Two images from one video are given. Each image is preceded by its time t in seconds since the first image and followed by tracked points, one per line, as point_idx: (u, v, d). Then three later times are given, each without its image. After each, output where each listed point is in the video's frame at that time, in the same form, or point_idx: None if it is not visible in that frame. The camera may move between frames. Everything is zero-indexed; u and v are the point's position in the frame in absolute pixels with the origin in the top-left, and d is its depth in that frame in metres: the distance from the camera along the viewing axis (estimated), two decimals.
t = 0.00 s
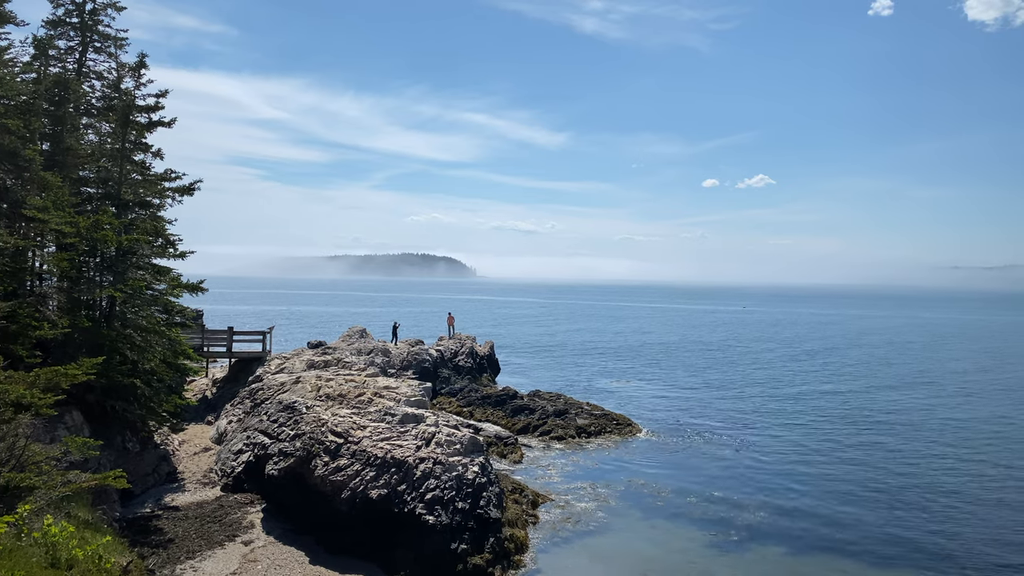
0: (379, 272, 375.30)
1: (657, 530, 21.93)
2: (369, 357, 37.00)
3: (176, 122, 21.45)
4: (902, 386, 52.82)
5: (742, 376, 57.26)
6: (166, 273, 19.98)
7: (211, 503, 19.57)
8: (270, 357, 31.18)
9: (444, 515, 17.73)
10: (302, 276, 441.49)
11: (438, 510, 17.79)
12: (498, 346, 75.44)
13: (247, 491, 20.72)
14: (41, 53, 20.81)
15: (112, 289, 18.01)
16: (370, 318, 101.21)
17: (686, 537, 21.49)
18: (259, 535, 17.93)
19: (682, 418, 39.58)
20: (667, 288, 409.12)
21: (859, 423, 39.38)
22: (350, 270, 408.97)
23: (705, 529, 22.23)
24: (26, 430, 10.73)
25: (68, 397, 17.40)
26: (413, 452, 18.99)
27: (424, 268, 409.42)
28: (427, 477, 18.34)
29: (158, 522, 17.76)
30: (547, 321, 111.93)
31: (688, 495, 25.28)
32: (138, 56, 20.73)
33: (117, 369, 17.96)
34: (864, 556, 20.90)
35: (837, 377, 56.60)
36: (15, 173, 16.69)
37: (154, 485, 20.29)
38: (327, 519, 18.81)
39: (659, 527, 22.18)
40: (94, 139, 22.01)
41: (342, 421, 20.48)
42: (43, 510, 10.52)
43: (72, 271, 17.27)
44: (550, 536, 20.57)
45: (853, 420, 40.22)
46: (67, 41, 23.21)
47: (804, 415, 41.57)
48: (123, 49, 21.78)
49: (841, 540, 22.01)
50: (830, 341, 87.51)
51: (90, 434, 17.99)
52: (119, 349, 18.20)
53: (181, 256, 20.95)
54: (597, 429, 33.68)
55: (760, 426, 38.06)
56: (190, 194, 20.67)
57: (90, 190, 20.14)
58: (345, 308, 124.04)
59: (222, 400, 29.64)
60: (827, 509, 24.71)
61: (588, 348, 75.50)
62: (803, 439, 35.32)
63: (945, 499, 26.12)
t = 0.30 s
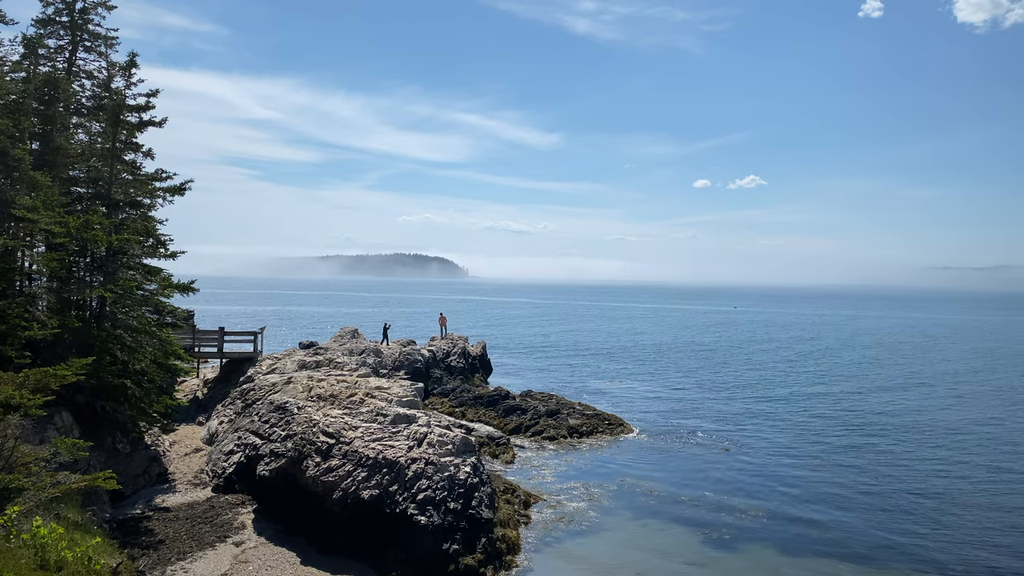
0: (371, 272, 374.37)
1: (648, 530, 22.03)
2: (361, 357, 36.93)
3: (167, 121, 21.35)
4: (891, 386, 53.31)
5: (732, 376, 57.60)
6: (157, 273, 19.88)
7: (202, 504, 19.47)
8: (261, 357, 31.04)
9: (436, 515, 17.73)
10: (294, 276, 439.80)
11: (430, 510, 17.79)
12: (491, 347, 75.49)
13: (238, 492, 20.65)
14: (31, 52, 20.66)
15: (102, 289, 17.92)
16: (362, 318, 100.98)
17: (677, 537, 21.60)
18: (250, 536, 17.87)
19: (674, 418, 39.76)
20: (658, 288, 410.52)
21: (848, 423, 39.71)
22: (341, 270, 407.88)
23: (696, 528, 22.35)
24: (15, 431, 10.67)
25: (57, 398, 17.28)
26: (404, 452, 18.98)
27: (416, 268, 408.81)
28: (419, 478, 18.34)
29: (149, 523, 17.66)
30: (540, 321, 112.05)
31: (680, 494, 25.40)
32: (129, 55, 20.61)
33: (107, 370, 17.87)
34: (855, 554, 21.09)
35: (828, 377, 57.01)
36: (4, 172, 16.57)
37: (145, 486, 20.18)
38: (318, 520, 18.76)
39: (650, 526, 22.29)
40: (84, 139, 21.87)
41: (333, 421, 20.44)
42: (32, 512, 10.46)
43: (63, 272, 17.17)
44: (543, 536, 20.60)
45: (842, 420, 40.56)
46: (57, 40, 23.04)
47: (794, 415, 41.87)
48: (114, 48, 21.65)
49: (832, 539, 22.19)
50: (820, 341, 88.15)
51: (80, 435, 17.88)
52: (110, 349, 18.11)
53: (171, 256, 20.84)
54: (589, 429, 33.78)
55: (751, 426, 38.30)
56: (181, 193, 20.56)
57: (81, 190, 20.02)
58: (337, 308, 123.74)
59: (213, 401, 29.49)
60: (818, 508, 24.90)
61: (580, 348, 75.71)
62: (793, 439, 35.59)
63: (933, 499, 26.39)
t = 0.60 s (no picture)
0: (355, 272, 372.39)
1: (632, 528, 22.19)
2: (345, 357, 36.75)
3: (148, 120, 21.10)
4: (873, 385, 54.00)
5: (716, 375, 58.11)
6: (138, 273, 19.66)
7: (184, 505, 19.29)
8: (245, 358, 30.76)
9: (421, 515, 17.73)
10: (277, 276, 436.13)
11: (414, 511, 17.78)
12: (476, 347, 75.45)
13: (221, 494, 20.47)
14: (9, 49, 20.32)
15: (82, 289, 17.69)
16: (346, 318, 100.38)
17: (661, 535, 21.78)
18: (233, 537, 17.75)
19: (657, 417, 40.05)
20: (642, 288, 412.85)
21: (830, 422, 40.18)
22: (325, 270, 405.20)
23: (680, 527, 22.56)
24: None
25: (36, 399, 17.05)
26: (388, 453, 18.94)
27: (401, 268, 407.20)
28: (403, 478, 18.32)
29: (130, 525, 17.47)
30: (525, 321, 112.15)
31: (664, 493, 25.60)
32: (109, 53, 20.35)
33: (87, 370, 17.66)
34: (835, 553, 21.37)
35: (809, 377, 57.75)
36: None
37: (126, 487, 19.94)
38: (303, 521, 18.69)
39: (634, 525, 22.45)
40: (64, 137, 21.59)
41: (317, 422, 20.34)
42: (10, 515, 10.30)
43: (42, 271, 16.95)
44: (528, 535, 20.69)
45: (824, 419, 41.02)
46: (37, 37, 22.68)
47: (775, 414, 42.38)
48: (94, 46, 21.36)
49: (813, 537, 22.47)
50: (802, 341, 89.19)
51: (60, 436, 17.66)
52: (90, 349, 17.89)
53: (153, 256, 20.61)
54: (573, 428, 33.93)
55: (734, 426, 38.69)
56: (163, 192, 20.34)
57: (60, 189, 19.75)
58: (321, 308, 122.80)
59: (196, 401, 29.20)
60: (799, 507, 25.19)
61: (565, 348, 75.95)
62: (774, 438, 36.03)
63: (910, 497, 26.86)
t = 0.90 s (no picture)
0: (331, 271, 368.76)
1: (608, 526, 22.40)
2: (321, 357, 36.43)
3: (121, 116, 20.74)
4: (844, 383, 55.06)
5: (691, 374, 58.73)
6: (110, 271, 19.33)
7: (157, 507, 19.00)
8: (219, 357, 30.35)
9: (397, 515, 17.72)
10: (251, 275, 430.06)
11: (391, 511, 17.76)
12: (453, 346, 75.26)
13: (195, 495, 20.19)
14: None
15: (52, 288, 17.36)
16: (322, 317, 99.31)
17: (636, 533, 22.03)
18: (207, 539, 17.54)
19: (633, 416, 40.39)
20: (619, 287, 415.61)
21: (803, 420, 40.87)
22: (301, 268, 400.55)
23: (655, 524, 22.83)
24: None
25: (4, 400, 16.68)
26: (365, 453, 18.88)
27: (377, 267, 404.33)
28: (379, 478, 18.28)
29: (101, 527, 17.19)
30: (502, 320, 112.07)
31: (641, 491, 25.86)
32: (81, 48, 19.95)
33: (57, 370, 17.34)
34: (807, 548, 21.80)
35: (782, 375, 58.71)
36: None
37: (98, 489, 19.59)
38: (278, 521, 18.55)
39: (610, 523, 22.66)
40: (33, 133, 21.14)
41: (293, 422, 20.18)
42: None
43: (10, 270, 16.59)
44: (506, 534, 20.79)
45: (797, 417, 41.73)
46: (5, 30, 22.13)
47: (749, 412, 43.01)
48: (65, 41, 20.92)
49: (786, 534, 22.86)
50: (775, 340, 90.57)
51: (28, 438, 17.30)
52: (60, 349, 17.55)
53: (126, 254, 20.28)
54: (550, 427, 34.11)
55: (708, 424, 39.21)
56: (136, 189, 20.02)
57: (29, 186, 19.33)
58: (296, 307, 121.26)
59: (169, 401, 28.72)
60: (773, 504, 25.58)
61: (542, 347, 76.13)
62: (748, 436, 36.59)
63: (878, 493, 27.51)
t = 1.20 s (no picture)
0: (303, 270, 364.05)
1: (582, 523, 22.59)
2: (292, 356, 35.98)
3: (87, 112, 20.26)
4: (812, 381, 56.15)
5: (664, 373, 59.36)
6: (75, 270, 18.90)
7: (125, 509, 18.66)
8: (188, 357, 29.83)
9: (370, 515, 17.69)
10: (220, 274, 422.32)
11: (364, 511, 17.71)
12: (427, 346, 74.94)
13: (164, 497, 19.86)
14: None
15: (16, 288, 16.91)
16: (294, 317, 97.99)
17: (609, 530, 22.24)
18: (176, 541, 17.29)
19: (606, 414, 40.73)
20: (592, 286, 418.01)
21: (772, 418, 41.60)
22: (271, 267, 394.57)
23: (628, 521, 23.08)
24: None
25: None
26: (337, 453, 18.78)
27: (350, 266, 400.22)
28: (352, 478, 18.20)
29: (67, 530, 16.85)
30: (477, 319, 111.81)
31: (613, 489, 26.13)
32: (45, 43, 19.43)
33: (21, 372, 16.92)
34: (775, 543, 22.26)
35: (752, 373, 59.70)
36: None
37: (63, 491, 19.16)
38: (250, 523, 18.37)
39: (584, 520, 22.86)
40: None
41: (264, 422, 19.95)
42: None
43: None
44: (479, 533, 20.85)
45: (766, 415, 42.51)
46: None
47: (719, 410, 43.66)
48: (28, 35, 20.36)
49: (755, 530, 23.29)
50: (746, 338, 91.99)
51: None
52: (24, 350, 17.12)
53: (93, 253, 19.85)
54: (524, 426, 34.25)
55: (679, 422, 39.71)
56: (103, 187, 19.60)
57: None
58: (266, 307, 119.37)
59: (138, 402, 28.14)
60: (742, 501, 26.07)
61: (517, 346, 76.25)
62: (718, 433, 37.15)
63: (844, 489, 28.19)
